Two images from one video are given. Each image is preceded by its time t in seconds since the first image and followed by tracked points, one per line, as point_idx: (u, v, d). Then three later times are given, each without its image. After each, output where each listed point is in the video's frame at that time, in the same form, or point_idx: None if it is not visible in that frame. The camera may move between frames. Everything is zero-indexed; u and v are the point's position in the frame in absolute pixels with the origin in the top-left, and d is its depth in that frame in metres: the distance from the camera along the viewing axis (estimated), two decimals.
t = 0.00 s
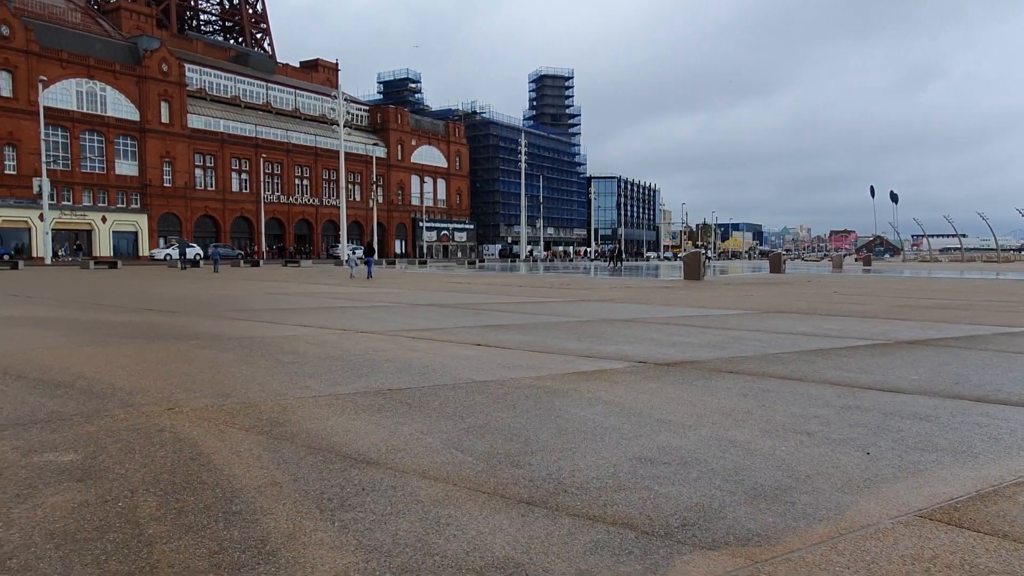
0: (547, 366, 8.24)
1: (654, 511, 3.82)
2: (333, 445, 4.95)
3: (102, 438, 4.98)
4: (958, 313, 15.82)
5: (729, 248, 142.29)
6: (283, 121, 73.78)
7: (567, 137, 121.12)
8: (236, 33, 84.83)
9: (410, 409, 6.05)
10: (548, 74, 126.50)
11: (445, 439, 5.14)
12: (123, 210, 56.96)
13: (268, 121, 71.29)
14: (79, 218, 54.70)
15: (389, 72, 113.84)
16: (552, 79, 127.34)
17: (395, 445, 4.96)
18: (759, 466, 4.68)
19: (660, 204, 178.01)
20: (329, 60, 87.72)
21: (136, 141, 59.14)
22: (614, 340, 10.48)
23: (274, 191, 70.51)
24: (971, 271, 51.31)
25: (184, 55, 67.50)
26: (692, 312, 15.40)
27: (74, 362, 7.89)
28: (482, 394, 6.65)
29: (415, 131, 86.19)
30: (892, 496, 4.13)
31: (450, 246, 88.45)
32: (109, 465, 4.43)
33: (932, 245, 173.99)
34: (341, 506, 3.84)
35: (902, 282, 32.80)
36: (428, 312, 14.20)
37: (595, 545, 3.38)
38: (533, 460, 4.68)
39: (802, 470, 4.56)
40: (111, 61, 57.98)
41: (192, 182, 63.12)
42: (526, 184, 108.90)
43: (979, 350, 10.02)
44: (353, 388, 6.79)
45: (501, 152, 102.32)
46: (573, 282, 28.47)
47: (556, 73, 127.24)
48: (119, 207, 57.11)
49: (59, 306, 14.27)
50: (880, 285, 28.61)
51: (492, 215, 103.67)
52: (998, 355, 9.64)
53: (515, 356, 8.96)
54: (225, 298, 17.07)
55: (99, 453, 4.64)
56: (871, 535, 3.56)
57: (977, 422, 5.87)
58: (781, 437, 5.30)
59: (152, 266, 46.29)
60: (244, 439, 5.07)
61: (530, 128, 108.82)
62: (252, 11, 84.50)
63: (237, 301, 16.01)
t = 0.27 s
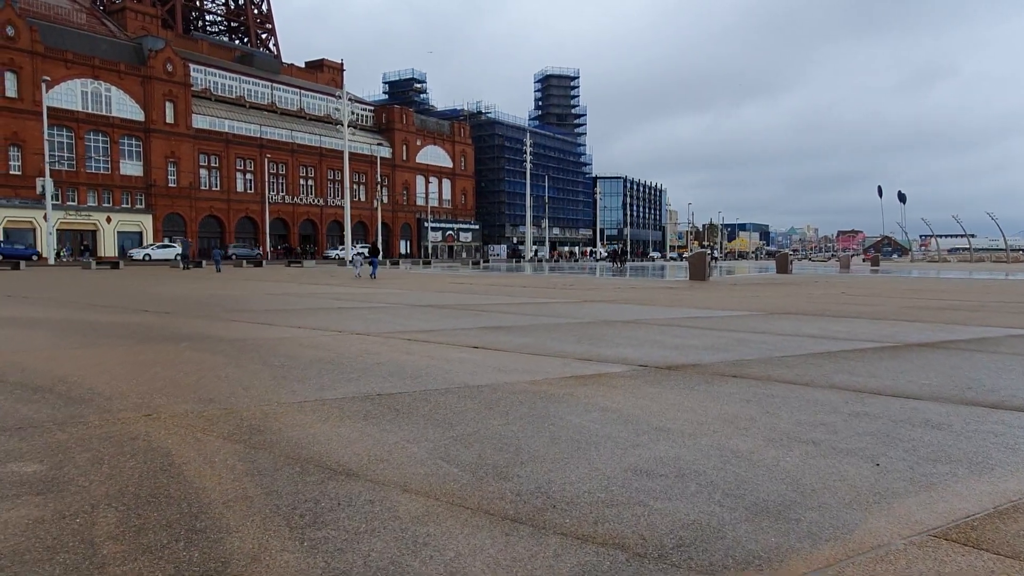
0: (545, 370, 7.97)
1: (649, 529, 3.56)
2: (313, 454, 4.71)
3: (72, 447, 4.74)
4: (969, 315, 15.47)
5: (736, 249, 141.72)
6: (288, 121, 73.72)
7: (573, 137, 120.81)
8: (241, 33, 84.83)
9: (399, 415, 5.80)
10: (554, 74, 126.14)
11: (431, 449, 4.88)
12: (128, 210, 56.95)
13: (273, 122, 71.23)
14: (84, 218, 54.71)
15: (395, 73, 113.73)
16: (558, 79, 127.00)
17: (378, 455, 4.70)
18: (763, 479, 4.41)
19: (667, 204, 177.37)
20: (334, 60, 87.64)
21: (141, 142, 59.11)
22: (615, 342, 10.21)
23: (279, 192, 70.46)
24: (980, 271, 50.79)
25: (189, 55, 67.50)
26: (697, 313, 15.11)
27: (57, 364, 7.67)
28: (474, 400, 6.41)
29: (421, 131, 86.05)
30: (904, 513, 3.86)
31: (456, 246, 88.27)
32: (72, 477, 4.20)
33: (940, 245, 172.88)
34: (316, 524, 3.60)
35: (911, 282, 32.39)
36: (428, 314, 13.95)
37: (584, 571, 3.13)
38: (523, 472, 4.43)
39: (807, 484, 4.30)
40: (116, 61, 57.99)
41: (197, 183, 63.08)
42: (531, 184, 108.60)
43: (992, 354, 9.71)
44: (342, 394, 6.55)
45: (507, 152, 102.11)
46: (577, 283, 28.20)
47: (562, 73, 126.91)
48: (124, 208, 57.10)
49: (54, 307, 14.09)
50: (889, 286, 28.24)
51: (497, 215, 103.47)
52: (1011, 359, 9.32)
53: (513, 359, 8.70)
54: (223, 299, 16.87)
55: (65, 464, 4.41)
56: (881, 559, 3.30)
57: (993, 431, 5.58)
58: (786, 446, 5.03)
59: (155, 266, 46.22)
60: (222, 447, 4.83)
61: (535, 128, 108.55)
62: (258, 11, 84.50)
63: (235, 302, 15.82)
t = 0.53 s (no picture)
0: (543, 373, 7.72)
1: (647, 550, 3.32)
2: (296, 465, 4.47)
3: (39, 457, 4.51)
4: (981, 316, 15.14)
5: (744, 248, 140.96)
6: (293, 121, 73.64)
7: (579, 137, 120.46)
8: (247, 34, 84.84)
9: (390, 422, 5.56)
10: (560, 74, 125.79)
11: (420, 459, 4.63)
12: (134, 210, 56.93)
13: (278, 122, 71.18)
14: (90, 219, 54.73)
15: (401, 73, 113.61)
16: (564, 79, 126.69)
17: (363, 466, 4.45)
18: (772, 493, 4.13)
19: (673, 204, 176.43)
20: (340, 60, 87.62)
21: (147, 142, 59.12)
22: (618, 344, 9.95)
23: (284, 192, 70.38)
24: (991, 271, 50.15)
25: (194, 56, 67.54)
26: (703, 314, 14.82)
27: (42, 367, 7.45)
28: (469, 406, 6.16)
29: (426, 131, 85.87)
30: (923, 531, 3.58)
31: (461, 246, 88.09)
32: (38, 489, 3.97)
33: (951, 244, 171.60)
34: (289, 544, 3.35)
35: (921, 283, 31.94)
36: (429, 315, 13.70)
37: None
38: (515, 485, 4.17)
39: (818, 499, 4.02)
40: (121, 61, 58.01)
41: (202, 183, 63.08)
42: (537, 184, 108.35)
43: (1008, 356, 9.39)
44: (334, 398, 6.31)
45: (513, 152, 101.87)
46: (582, 283, 27.90)
47: (568, 72, 126.60)
48: (129, 208, 57.13)
49: (51, 308, 13.92)
50: (899, 286, 27.81)
51: (503, 215, 103.25)
52: None
53: (511, 361, 8.45)
54: (222, 299, 16.70)
55: (32, 474, 4.18)
56: None
57: (1015, 439, 5.28)
58: (793, 457, 4.76)
59: (160, 266, 46.09)
60: (200, 457, 4.59)
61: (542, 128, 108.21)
62: (264, 12, 84.52)
63: (234, 303, 15.63)
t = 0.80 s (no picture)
0: (543, 377, 7.46)
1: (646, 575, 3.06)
2: (275, 478, 4.21)
3: (5, 468, 4.26)
4: (993, 318, 14.81)
5: (750, 248, 140.44)
6: (298, 121, 73.56)
7: (585, 137, 120.07)
8: (252, 34, 84.82)
9: (379, 430, 5.30)
10: (565, 73, 125.46)
11: (407, 471, 4.37)
12: (138, 210, 56.89)
13: (283, 122, 71.12)
14: (94, 219, 54.70)
15: (406, 73, 113.44)
16: (569, 79, 126.40)
17: (347, 479, 4.20)
18: (782, 511, 3.86)
19: (679, 204, 175.78)
20: (345, 60, 87.54)
21: (152, 142, 59.08)
22: (620, 347, 9.67)
23: (289, 192, 70.30)
24: (1001, 271, 49.63)
25: (199, 56, 67.52)
26: (710, 316, 14.52)
27: (26, 370, 7.23)
28: (465, 412, 5.90)
29: (431, 131, 85.68)
30: (947, 554, 3.31)
31: (467, 246, 87.88)
32: None
33: (959, 244, 170.55)
34: (259, 568, 3.10)
35: (930, 283, 31.55)
36: (430, 316, 13.45)
37: None
38: (507, 500, 3.90)
39: (832, 516, 3.74)
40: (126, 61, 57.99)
41: (207, 183, 63.01)
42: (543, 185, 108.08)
43: None
44: (324, 405, 6.06)
45: (518, 152, 101.63)
46: (586, 283, 27.61)
47: (574, 73, 126.31)
48: (134, 208, 57.09)
49: (44, 309, 13.68)
50: (908, 287, 27.43)
51: (509, 215, 103.03)
52: None
53: (510, 365, 8.18)
54: (221, 300, 16.46)
55: None
56: None
57: None
58: (804, 470, 4.49)
59: (164, 267, 46.02)
60: (175, 469, 4.34)
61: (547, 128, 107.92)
62: (269, 12, 84.50)
63: (231, 303, 15.41)
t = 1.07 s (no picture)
0: (538, 381, 7.21)
1: None
2: (247, 489, 4.00)
3: None
4: (1005, 319, 14.44)
5: (756, 248, 139.86)
6: (303, 121, 73.45)
7: (590, 136, 119.69)
8: (257, 34, 84.79)
9: (364, 437, 5.06)
10: (571, 73, 125.11)
11: (386, 483, 4.11)
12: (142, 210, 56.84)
13: (287, 121, 70.98)
14: (98, 219, 54.65)
15: (411, 72, 113.31)
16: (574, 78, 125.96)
17: (319, 492, 3.95)
18: (784, 527, 3.61)
19: (685, 204, 175.24)
20: (349, 60, 87.42)
21: (155, 142, 59.02)
22: (620, 349, 9.41)
23: (293, 192, 70.19)
24: (1010, 271, 49.08)
25: (203, 56, 67.49)
26: (713, 316, 14.25)
27: (6, 373, 7.02)
28: (456, 418, 5.65)
29: (436, 131, 85.49)
30: None
31: (471, 246, 87.68)
32: None
33: (967, 244, 169.56)
34: None
35: (938, 283, 31.17)
36: (427, 317, 13.20)
37: None
38: (490, 516, 3.66)
39: (839, 536, 3.48)
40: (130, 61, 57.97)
41: (211, 183, 62.94)
42: (548, 184, 107.73)
43: None
44: (308, 410, 5.81)
45: (523, 151, 101.37)
46: (590, 284, 27.35)
47: (579, 72, 125.79)
48: (138, 208, 57.05)
49: (38, 309, 13.50)
50: (916, 287, 27.07)
51: (513, 215, 102.80)
52: None
53: (506, 368, 7.93)
54: (217, 300, 16.26)
55: None
56: None
57: None
58: (810, 483, 4.22)
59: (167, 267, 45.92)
60: (142, 479, 4.11)
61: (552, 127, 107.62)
62: (274, 12, 84.45)
63: (228, 303, 15.20)
